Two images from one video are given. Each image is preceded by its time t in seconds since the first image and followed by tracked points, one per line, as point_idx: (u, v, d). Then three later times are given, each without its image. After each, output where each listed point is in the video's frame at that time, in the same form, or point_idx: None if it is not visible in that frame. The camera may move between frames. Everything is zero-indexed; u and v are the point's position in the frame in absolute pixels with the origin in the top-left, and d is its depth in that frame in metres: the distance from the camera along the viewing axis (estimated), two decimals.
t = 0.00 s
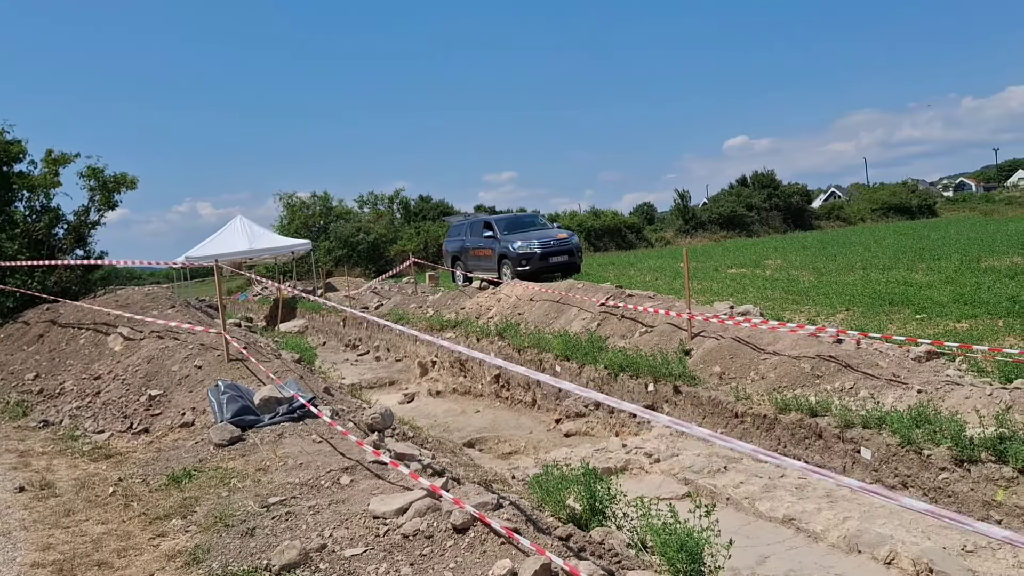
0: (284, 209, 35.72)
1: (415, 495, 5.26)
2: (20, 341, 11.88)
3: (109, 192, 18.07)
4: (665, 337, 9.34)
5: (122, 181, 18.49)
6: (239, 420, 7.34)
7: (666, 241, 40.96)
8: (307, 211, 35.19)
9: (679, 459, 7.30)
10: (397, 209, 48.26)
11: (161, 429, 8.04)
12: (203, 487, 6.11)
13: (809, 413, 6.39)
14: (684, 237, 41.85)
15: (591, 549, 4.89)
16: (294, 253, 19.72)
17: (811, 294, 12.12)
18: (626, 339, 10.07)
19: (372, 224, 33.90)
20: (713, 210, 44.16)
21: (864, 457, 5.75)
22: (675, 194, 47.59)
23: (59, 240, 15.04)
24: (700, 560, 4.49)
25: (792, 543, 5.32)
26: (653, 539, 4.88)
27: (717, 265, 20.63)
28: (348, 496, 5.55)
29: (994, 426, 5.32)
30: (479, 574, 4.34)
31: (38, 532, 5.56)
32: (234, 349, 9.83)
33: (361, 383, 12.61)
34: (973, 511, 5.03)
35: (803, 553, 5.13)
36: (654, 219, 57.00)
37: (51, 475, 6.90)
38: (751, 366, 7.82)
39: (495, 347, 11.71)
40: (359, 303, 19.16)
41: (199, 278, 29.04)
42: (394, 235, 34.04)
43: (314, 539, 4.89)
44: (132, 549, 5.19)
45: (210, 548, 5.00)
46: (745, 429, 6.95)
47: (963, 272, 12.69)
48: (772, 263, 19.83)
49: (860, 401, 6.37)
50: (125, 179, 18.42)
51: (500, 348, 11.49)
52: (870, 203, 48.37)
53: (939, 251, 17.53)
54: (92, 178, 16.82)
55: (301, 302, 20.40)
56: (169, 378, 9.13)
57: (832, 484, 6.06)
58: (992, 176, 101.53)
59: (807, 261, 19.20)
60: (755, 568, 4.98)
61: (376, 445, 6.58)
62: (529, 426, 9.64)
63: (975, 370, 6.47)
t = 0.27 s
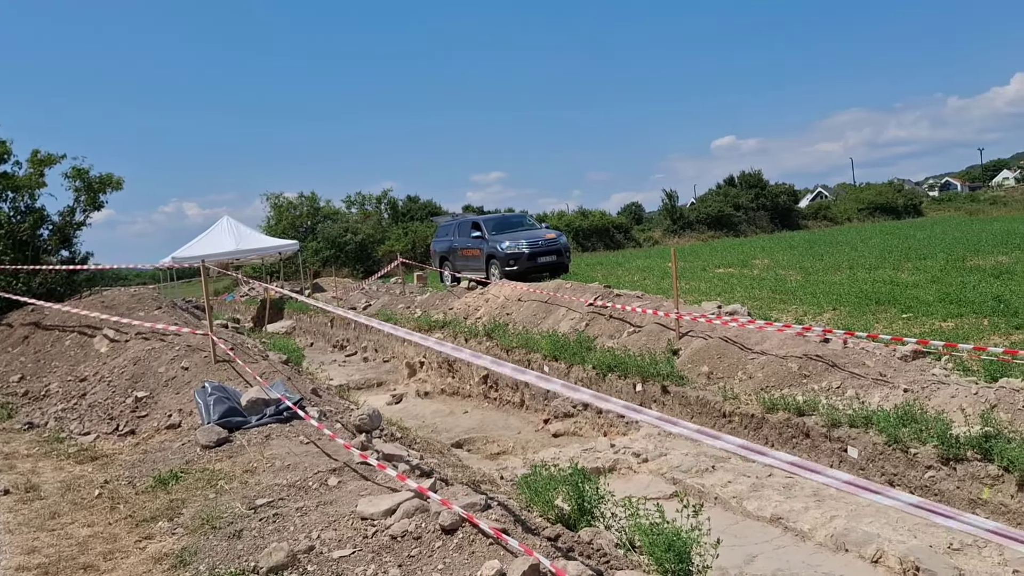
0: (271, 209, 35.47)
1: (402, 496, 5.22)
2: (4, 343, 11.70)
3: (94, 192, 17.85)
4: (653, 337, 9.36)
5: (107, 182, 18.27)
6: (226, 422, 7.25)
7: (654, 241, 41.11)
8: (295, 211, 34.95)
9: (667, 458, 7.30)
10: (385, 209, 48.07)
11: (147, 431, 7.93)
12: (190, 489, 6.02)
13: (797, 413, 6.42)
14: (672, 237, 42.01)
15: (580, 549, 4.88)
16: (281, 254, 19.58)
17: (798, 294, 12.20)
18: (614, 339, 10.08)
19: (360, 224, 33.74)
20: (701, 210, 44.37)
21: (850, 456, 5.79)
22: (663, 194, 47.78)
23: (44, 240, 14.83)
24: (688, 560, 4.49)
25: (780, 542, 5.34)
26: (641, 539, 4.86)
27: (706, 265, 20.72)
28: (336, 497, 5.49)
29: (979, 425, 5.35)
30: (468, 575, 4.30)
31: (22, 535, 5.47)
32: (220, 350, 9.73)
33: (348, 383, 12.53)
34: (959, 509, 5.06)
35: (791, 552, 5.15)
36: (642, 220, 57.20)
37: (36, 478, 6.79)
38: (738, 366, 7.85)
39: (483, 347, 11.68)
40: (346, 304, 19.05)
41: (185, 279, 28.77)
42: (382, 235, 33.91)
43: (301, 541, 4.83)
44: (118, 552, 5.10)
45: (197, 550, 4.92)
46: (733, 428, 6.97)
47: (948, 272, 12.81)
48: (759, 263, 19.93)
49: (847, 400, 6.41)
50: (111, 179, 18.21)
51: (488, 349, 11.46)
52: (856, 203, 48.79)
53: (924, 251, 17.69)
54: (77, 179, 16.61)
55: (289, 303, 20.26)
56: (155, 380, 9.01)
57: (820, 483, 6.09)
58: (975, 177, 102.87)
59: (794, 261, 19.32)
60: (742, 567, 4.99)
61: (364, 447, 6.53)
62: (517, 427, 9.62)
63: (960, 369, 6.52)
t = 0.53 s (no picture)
0: (258, 209, 35.21)
1: (390, 497, 5.18)
2: None
3: (79, 193, 17.64)
4: (641, 337, 9.37)
5: (92, 182, 18.06)
6: (212, 423, 7.17)
7: (642, 241, 41.23)
8: (282, 212, 34.72)
9: (655, 458, 7.31)
10: (372, 209, 47.88)
11: (133, 432, 7.84)
12: (177, 490, 5.95)
13: (784, 412, 6.45)
14: (660, 237, 42.17)
15: (568, 549, 4.86)
16: (269, 254, 19.43)
17: (786, 293, 12.27)
18: (602, 339, 10.08)
19: (348, 224, 33.57)
20: (688, 210, 44.56)
21: (838, 454, 5.82)
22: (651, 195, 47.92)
23: (28, 241, 14.64)
24: (677, 559, 4.49)
25: (768, 540, 5.36)
26: (630, 539, 4.85)
27: (694, 264, 20.80)
28: (324, 498, 5.45)
29: (965, 423, 5.38)
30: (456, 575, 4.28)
31: (6, 538, 5.38)
32: (207, 351, 9.63)
33: (336, 384, 12.45)
34: (945, 506, 5.10)
35: (779, 551, 5.17)
36: (630, 220, 57.35)
37: (21, 480, 6.68)
38: (726, 365, 7.87)
39: (471, 347, 11.64)
40: (334, 304, 18.94)
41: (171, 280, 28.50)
42: (370, 235, 33.76)
43: (289, 542, 4.79)
44: (105, 554, 5.03)
45: (184, 552, 4.85)
46: (721, 427, 6.99)
47: (934, 271, 12.93)
48: (746, 262, 20.03)
49: (834, 398, 6.45)
50: (96, 179, 18.00)
51: (476, 349, 11.43)
52: (843, 203, 49.18)
53: (910, 250, 17.85)
54: (61, 179, 16.41)
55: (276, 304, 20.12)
56: (142, 381, 8.90)
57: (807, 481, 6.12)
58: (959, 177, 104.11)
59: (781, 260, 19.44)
60: (730, 566, 5.00)
61: (352, 448, 6.49)
62: (506, 427, 9.61)
63: (946, 367, 6.57)
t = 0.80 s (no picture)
0: (245, 209, 34.93)
1: (377, 498, 5.14)
2: None
3: (64, 193, 17.42)
4: (629, 337, 9.38)
5: (77, 182, 17.83)
6: (199, 424, 7.09)
7: (629, 241, 41.34)
8: (268, 212, 34.46)
9: (643, 457, 7.32)
10: (360, 210, 47.67)
11: (119, 434, 7.73)
12: (163, 492, 5.86)
13: (771, 411, 6.48)
14: (648, 237, 42.32)
15: (556, 548, 4.85)
16: (255, 254, 19.28)
17: (773, 292, 12.34)
18: (589, 339, 10.08)
19: (335, 224, 33.39)
20: (676, 210, 44.76)
21: (824, 453, 5.86)
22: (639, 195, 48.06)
23: (11, 242, 14.43)
24: (664, 559, 4.49)
25: (755, 539, 5.38)
26: (618, 538, 4.85)
27: (682, 264, 20.87)
28: (311, 499, 5.40)
29: (950, 421, 5.41)
30: None
31: None
32: (194, 352, 9.53)
33: (323, 385, 12.37)
34: (930, 504, 5.13)
35: (766, 550, 5.19)
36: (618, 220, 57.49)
37: (4, 482, 6.57)
38: (714, 364, 7.90)
39: (459, 347, 11.61)
40: (321, 304, 18.82)
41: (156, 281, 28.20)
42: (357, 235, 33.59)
43: (276, 543, 4.74)
44: (90, 556, 4.95)
45: (170, 554, 4.79)
46: (708, 427, 7.02)
47: (920, 270, 13.06)
48: (733, 262, 20.14)
49: (821, 397, 6.48)
50: (81, 180, 17.77)
51: (464, 349, 11.40)
52: (829, 203, 49.57)
53: (894, 250, 18.03)
54: (45, 179, 16.19)
55: (263, 304, 19.96)
56: (127, 382, 8.78)
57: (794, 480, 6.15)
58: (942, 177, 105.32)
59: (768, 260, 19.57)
60: (718, 564, 5.02)
61: (339, 448, 6.44)
62: (494, 427, 9.59)
63: (931, 366, 6.63)
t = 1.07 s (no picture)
0: (229, 210, 34.62)
1: (365, 499, 5.09)
2: None
3: (46, 194, 17.16)
4: (616, 337, 9.39)
5: (60, 182, 17.58)
6: (184, 426, 6.99)
7: (616, 241, 41.46)
8: (254, 212, 34.18)
9: (630, 457, 7.32)
10: (346, 210, 47.42)
11: (103, 436, 7.62)
12: (148, 494, 5.77)
13: (758, 410, 6.51)
14: (634, 237, 42.46)
15: (544, 549, 4.83)
16: (241, 255, 19.11)
17: (759, 292, 12.42)
18: (576, 339, 10.08)
19: (321, 225, 33.17)
20: (662, 210, 44.96)
21: (811, 452, 5.90)
22: (626, 195, 48.20)
23: None
24: (652, 559, 4.48)
25: (742, 538, 5.40)
26: (605, 538, 4.83)
27: (668, 264, 20.96)
28: (297, 501, 5.34)
29: (935, 419, 5.44)
30: None
31: None
32: (179, 353, 9.41)
33: (309, 386, 12.27)
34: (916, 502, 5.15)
35: (753, 548, 5.21)
36: (605, 220, 57.64)
37: None
38: (700, 363, 7.93)
39: (446, 348, 11.56)
40: (307, 305, 18.69)
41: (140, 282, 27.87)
42: (343, 236, 33.41)
43: (263, 545, 4.69)
44: (74, 559, 4.85)
45: (156, 557, 4.71)
46: (695, 426, 7.04)
47: (904, 269, 13.19)
48: (719, 262, 20.25)
49: (807, 396, 6.52)
50: (64, 180, 17.53)
51: (451, 349, 11.36)
52: (814, 202, 49.97)
53: (878, 249, 18.22)
54: (27, 179, 15.94)
55: (248, 305, 19.79)
56: (112, 384, 8.66)
57: (781, 478, 6.18)
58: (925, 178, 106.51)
59: (753, 259, 19.70)
60: (705, 564, 5.03)
61: (326, 450, 6.38)
62: (481, 427, 9.55)
63: (916, 365, 6.69)
